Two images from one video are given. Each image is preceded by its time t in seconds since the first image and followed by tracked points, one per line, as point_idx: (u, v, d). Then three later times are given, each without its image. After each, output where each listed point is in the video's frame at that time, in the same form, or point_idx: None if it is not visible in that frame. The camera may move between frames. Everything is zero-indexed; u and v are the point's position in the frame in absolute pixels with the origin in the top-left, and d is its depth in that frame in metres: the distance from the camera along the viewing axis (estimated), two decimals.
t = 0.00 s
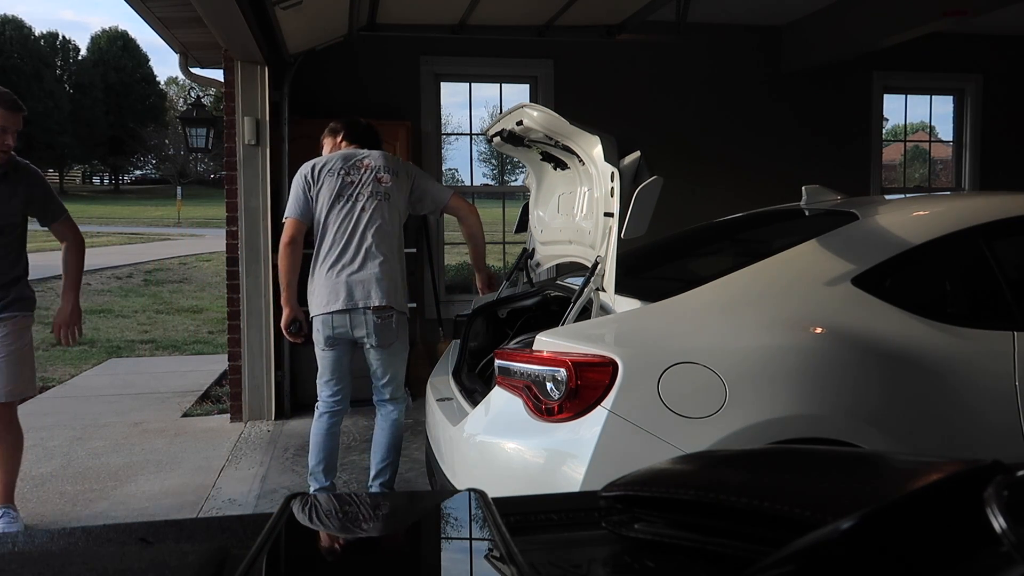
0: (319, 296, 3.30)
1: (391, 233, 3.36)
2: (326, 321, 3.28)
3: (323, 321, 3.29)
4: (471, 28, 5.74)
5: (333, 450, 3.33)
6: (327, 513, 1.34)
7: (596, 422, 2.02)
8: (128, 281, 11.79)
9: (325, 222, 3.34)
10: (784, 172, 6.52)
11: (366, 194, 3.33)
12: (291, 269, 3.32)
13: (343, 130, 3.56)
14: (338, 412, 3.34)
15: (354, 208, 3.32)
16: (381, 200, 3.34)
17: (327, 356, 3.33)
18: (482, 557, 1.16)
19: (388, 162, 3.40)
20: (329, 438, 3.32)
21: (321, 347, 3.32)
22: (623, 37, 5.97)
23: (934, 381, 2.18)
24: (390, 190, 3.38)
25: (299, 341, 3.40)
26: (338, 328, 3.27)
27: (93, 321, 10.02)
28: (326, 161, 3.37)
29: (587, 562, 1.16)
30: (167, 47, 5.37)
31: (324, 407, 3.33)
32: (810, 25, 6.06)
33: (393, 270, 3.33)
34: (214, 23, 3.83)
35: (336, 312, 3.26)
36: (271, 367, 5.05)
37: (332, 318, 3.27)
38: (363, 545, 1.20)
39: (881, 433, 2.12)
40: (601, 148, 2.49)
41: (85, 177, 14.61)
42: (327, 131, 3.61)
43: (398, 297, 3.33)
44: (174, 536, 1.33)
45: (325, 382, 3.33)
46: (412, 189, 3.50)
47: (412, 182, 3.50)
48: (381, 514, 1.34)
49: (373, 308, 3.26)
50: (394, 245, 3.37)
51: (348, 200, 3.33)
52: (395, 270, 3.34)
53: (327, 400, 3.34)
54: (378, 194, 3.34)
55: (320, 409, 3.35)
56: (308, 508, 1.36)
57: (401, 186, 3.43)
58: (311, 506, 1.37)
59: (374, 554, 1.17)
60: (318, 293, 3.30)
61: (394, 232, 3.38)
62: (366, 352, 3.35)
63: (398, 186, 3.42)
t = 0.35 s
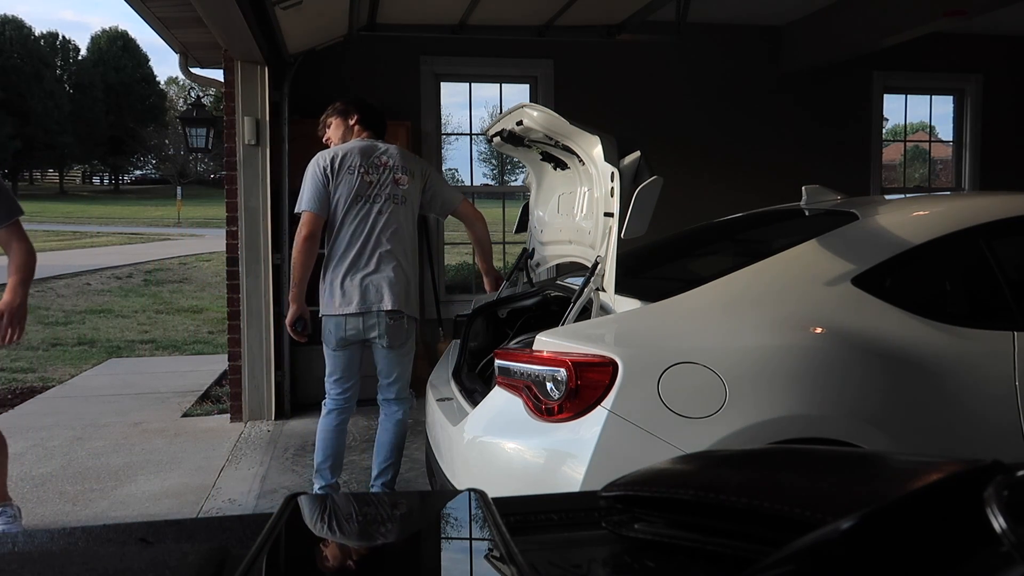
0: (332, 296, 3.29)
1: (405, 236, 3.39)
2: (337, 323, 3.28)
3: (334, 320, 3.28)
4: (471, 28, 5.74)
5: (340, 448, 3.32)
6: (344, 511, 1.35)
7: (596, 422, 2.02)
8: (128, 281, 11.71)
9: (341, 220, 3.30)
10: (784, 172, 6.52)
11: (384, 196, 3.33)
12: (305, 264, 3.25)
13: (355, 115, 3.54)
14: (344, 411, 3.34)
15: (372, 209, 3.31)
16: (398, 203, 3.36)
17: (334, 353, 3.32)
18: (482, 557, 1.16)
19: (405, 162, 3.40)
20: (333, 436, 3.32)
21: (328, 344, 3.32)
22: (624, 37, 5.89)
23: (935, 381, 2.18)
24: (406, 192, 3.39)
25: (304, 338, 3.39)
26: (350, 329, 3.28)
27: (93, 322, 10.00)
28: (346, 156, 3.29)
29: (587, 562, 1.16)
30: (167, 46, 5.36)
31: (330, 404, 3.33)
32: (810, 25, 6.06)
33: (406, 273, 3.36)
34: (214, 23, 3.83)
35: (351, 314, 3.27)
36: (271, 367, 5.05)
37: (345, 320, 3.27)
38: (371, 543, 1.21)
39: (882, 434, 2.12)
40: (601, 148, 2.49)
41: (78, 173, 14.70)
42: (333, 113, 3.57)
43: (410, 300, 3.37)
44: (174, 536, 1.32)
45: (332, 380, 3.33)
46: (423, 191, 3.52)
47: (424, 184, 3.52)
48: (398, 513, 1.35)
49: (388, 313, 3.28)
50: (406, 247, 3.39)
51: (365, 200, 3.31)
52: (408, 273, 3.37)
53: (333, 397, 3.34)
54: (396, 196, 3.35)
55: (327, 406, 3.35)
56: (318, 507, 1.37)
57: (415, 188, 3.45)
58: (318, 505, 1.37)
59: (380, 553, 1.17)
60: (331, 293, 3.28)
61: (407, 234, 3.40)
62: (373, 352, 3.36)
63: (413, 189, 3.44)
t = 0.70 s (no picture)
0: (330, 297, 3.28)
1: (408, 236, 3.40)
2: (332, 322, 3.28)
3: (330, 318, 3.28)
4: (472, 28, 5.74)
5: (348, 445, 3.31)
6: (343, 510, 1.35)
7: (596, 422, 2.02)
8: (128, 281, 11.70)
9: (342, 220, 3.30)
10: (784, 171, 6.52)
11: (388, 198, 3.33)
12: (309, 264, 3.23)
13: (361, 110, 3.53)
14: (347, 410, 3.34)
15: (375, 210, 3.31)
16: (402, 204, 3.36)
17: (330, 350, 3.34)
18: (481, 557, 1.16)
19: (407, 162, 3.41)
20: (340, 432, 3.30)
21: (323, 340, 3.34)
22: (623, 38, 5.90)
23: (935, 381, 2.18)
24: (408, 193, 3.40)
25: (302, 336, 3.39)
26: (352, 330, 3.29)
27: (93, 322, 9.99)
28: (351, 157, 3.28)
29: (587, 562, 1.16)
30: (167, 47, 5.37)
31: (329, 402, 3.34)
32: (810, 25, 6.06)
33: (409, 274, 3.38)
34: (214, 23, 3.83)
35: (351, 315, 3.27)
36: (271, 367, 5.05)
37: (348, 320, 3.27)
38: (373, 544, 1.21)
39: (882, 434, 2.12)
40: (601, 148, 2.49)
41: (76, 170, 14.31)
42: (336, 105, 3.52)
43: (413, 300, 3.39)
44: (174, 536, 1.33)
45: (333, 378, 3.34)
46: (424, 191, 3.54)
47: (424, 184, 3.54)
48: (401, 513, 1.35)
49: (394, 313, 3.29)
50: (410, 248, 3.40)
51: (369, 201, 3.31)
52: (411, 273, 3.39)
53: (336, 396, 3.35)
54: (399, 197, 3.36)
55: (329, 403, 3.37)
56: (315, 506, 1.37)
57: (416, 188, 3.47)
58: (316, 505, 1.37)
59: (381, 553, 1.17)
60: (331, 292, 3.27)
61: (411, 235, 3.41)
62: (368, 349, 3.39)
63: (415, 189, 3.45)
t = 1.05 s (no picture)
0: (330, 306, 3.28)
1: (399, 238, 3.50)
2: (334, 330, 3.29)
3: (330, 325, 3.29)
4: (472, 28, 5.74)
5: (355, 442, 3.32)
6: (334, 509, 1.35)
7: (595, 422, 2.02)
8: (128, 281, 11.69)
9: (341, 228, 3.30)
10: (784, 171, 6.52)
11: (380, 202, 3.39)
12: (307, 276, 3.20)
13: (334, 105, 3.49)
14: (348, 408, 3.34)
15: (371, 216, 3.35)
16: (393, 207, 3.44)
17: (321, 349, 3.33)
18: (482, 557, 1.16)
19: (389, 165, 3.47)
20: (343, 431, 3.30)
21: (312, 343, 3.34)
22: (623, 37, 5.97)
23: (935, 381, 2.18)
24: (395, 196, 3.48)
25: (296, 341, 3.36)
26: (351, 329, 3.32)
27: (93, 322, 9.98)
28: (346, 166, 3.27)
29: (587, 562, 1.16)
30: (167, 47, 5.37)
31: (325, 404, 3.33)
32: (810, 25, 6.06)
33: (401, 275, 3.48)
34: (215, 23, 3.83)
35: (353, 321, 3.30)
36: (271, 367, 5.05)
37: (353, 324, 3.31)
38: (364, 543, 1.20)
39: (883, 434, 2.12)
40: (601, 148, 2.49)
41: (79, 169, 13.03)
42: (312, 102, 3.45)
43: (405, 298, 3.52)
44: (174, 536, 1.33)
45: (331, 380, 3.32)
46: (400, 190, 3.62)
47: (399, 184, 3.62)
48: (400, 513, 1.35)
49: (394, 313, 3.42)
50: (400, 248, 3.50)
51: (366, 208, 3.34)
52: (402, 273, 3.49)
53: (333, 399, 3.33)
54: (391, 201, 3.43)
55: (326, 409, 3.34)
56: (307, 507, 1.36)
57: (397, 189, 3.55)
58: (309, 505, 1.37)
59: (372, 553, 1.17)
60: (335, 301, 3.28)
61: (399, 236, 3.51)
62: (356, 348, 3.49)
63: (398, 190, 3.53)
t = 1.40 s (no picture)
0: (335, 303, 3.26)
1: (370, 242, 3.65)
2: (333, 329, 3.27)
3: (330, 324, 3.26)
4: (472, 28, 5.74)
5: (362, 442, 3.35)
6: (334, 509, 1.35)
7: (595, 422, 2.02)
8: (128, 281, 11.67)
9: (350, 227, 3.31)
10: (784, 172, 6.52)
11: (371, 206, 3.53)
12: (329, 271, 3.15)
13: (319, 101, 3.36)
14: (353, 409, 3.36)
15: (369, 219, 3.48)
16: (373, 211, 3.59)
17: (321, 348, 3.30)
18: (482, 557, 1.16)
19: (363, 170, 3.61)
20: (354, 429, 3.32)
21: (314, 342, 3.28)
22: (623, 37, 5.96)
23: (934, 381, 2.18)
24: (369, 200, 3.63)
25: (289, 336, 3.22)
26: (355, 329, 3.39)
27: (93, 322, 9.96)
28: (360, 166, 3.37)
29: (587, 562, 1.16)
30: (167, 47, 5.37)
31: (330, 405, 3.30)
32: (810, 25, 6.06)
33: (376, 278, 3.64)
34: (215, 23, 3.83)
35: (351, 321, 3.31)
36: (271, 367, 5.06)
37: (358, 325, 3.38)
38: (362, 542, 1.21)
39: (883, 434, 2.12)
40: (600, 148, 2.49)
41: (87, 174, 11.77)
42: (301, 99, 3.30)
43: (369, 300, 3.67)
44: (174, 536, 1.33)
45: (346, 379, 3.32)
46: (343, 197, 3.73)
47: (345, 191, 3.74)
48: (400, 512, 1.35)
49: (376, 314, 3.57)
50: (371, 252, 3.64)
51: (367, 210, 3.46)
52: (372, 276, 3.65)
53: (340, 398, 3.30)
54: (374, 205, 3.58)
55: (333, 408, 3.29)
56: (307, 506, 1.37)
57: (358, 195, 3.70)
58: (309, 505, 1.37)
59: (371, 551, 1.17)
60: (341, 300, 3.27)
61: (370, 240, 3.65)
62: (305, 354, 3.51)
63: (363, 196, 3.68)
